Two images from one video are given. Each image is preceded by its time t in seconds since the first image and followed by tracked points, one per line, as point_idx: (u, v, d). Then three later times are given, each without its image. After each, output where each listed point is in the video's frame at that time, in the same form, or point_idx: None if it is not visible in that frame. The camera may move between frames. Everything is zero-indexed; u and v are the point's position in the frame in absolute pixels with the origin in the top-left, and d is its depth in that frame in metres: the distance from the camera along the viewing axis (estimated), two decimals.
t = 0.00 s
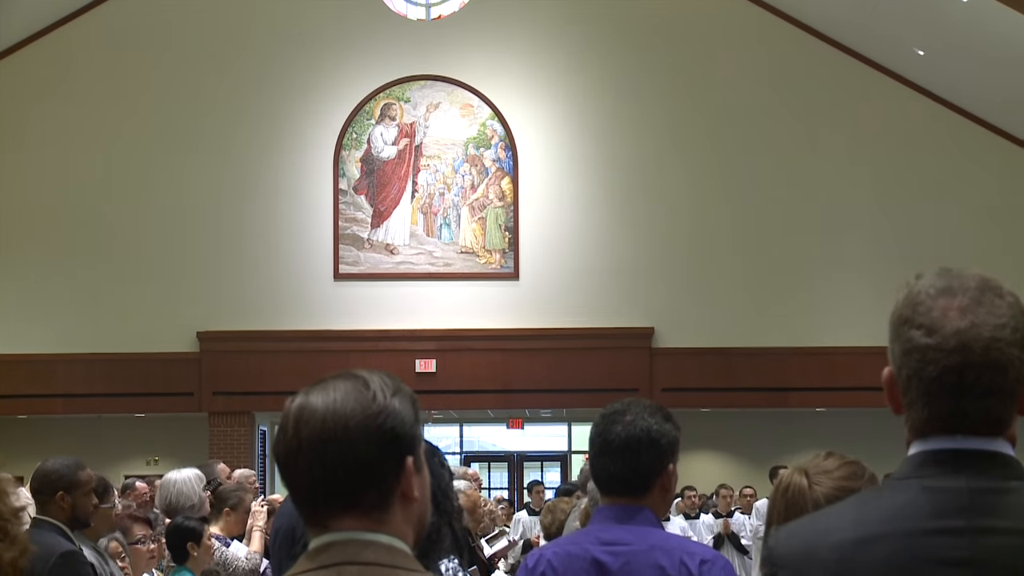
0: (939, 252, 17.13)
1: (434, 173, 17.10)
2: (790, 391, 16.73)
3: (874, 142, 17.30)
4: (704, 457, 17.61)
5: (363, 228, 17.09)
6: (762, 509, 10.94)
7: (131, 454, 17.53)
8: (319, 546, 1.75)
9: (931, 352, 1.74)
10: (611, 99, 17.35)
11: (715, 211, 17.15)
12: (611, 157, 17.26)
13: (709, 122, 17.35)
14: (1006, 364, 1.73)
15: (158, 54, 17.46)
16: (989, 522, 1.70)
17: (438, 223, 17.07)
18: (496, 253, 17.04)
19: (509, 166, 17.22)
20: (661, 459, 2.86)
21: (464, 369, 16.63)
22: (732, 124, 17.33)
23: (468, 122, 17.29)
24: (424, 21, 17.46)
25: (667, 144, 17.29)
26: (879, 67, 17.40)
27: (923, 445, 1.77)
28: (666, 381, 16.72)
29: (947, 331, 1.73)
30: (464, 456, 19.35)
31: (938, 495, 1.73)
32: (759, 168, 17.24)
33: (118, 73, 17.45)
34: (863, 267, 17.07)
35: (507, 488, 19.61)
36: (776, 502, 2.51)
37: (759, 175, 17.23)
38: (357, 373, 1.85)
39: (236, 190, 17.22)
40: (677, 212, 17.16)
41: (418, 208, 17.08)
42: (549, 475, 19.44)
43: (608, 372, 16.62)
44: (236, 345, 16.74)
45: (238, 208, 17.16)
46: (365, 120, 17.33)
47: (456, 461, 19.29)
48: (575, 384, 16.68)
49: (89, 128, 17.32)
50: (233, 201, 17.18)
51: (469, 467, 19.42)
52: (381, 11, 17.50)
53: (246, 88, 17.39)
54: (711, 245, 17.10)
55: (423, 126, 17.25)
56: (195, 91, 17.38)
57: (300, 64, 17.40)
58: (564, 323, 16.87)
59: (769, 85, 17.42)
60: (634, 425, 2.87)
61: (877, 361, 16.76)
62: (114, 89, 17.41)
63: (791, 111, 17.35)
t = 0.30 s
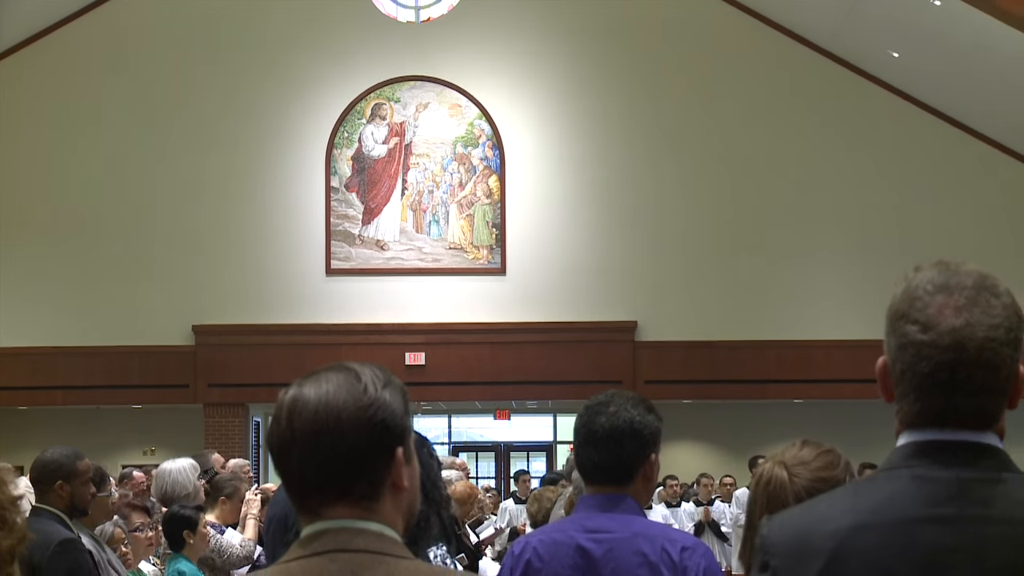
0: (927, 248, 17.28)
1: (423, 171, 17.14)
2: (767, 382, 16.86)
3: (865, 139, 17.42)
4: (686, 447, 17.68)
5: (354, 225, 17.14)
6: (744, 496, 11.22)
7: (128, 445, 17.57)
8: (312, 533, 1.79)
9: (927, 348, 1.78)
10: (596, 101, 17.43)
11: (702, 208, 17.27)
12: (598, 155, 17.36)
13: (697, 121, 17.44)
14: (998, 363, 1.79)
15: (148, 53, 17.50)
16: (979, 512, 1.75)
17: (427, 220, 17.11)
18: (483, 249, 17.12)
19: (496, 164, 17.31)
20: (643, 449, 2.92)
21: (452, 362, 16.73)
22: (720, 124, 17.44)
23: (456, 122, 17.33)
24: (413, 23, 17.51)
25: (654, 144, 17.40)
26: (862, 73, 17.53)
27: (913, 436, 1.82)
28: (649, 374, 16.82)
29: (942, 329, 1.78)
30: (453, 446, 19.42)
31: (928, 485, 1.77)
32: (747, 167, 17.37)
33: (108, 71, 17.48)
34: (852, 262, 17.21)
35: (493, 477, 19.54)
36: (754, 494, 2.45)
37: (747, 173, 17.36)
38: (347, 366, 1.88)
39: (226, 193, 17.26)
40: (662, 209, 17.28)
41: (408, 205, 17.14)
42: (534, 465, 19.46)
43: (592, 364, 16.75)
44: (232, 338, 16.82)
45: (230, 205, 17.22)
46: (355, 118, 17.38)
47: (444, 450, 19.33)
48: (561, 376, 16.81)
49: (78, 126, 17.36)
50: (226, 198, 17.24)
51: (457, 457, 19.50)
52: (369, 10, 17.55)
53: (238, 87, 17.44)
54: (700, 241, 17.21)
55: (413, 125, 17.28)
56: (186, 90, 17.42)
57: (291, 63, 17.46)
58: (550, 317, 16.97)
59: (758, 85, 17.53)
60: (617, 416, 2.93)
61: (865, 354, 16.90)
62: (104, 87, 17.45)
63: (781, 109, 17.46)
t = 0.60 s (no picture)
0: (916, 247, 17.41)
1: (412, 171, 17.26)
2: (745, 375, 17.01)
3: (854, 140, 17.56)
4: (667, 439, 17.74)
5: (345, 223, 17.22)
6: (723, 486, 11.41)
7: (125, 437, 17.60)
8: (303, 522, 1.84)
9: (894, 338, 1.84)
10: (581, 99, 17.55)
11: (688, 206, 17.39)
12: (583, 152, 17.47)
13: (683, 122, 17.55)
14: (962, 351, 1.83)
15: (141, 54, 17.55)
16: (949, 503, 1.81)
17: (415, 219, 17.23)
18: (470, 246, 17.22)
19: (482, 164, 17.41)
20: (625, 441, 2.99)
21: (440, 356, 16.84)
22: (707, 124, 17.55)
23: (444, 123, 17.43)
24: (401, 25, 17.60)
25: (639, 142, 17.51)
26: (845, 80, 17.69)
27: (885, 428, 1.89)
28: (632, 367, 16.97)
29: (911, 319, 1.83)
30: (441, 438, 19.50)
31: (900, 477, 1.84)
32: (732, 166, 17.49)
33: (101, 71, 17.54)
34: (842, 260, 17.30)
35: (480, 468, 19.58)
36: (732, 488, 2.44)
37: (736, 173, 17.47)
38: (338, 360, 1.93)
39: (220, 195, 17.31)
40: (647, 206, 17.39)
41: (397, 203, 17.24)
42: (520, 456, 19.44)
43: (576, 358, 16.86)
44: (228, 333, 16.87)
45: (224, 207, 17.29)
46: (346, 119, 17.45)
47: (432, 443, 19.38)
48: (546, 369, 16.90)
49: (69, 127, 17.41)
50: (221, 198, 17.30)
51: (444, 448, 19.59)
52: (358, 11, 17.64)
53: (232, 87, 17.50)
54: (686, 239, 17.33)
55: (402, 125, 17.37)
56: (180, 91, 17.48)
57: (285, 64, 17.54)
58: (535, 312, 17.08)
59: (745, 86, 17.66)
60: (600, 408, 3.00)
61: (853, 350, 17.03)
62: (97, 88, 17.50)
63: (770, 110, 17.58)
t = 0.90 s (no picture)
0: (901, 245, 17.63)
1: (400, 170, 17.49)
2: (724, 368, 17.18)
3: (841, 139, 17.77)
4: (648, 430, 17.85)
5: (334, 220, 17.44)
6: (699, 478, 11.73)
7: (121, 428, 17.67)
8: (293, 510, 1.90)
9: (861, 329, 1.96)
10: (565, 98, 17.76)
11: (672, 204, 17.61)
12: (566, 149, 17.70)
13: (668, 122, 17.77)
14: (926, 341, 1.95)
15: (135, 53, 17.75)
16: (912, 485, 1.90)
17: (403, 216, 17.41)
18: (456, 243, 17.44)
19: (468, 163, 17.62)
20: (604, 432, 3.07)
21: (427, 351, 17.03)
22: (692, 123, 17.76)
23: (431, 123, 17.64)
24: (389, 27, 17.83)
25: (623, 142, 17.73)
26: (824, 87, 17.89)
27: (855, 416, 2.00)
28: (613, 360, 17.18)
29: (876, 310, 1.95)
30: (427, 430, 19.55)
31: (865, 461, 1.94)
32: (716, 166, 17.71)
33: (95, 70, 17.72)
34: (829, 257, 17.50)
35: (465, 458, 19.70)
36: (706, 480, 2.46)
37: (722, 172, 17.67)
38: (327, 354, 1.99)
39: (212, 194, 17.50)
40: (631, 203, 17.59)
41: (385, 202, 17.46)
42: (504, 446, 19.59)
43: (559, 352, 17.05)
44: (222, 327, 17.06)
45: (217, 205, 17.47)
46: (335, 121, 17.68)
47: (419, 434, 19.43)
48: (530, 362, 17.11)
49: (62, 124, 17.59)
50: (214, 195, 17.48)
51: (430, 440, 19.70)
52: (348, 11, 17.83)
53: (225, 87, 17.71)
54: (670, 236, 17.55)
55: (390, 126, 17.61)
56: (174, 91, 17.68)
57: (277, 64, 17.74)
58: (518, 307, 17.30)
59: (730, 86, 17.90)
60: (581, 400, 3.07)
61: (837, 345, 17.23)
62: (90, 86, 17.69)
63: (756, 108, 17.79)
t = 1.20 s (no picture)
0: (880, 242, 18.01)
1: (387, 168, 17.71)
2: (701, 358, 17.59)
3: (822, 139, 18.12)
4: (626, 420, 18.20)
5: (322, 217, 17.64)
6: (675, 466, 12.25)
7: (114, 419, 17.92)
8: (282, 498, 1.96)
9: (834, 323, 2.03)
10: (547, 99, 18.07)
11: (654, 200, 17.95)
12: (549, 147, 18.00)
13: (649, 120, 18.09)
14: (897, 334, 2.02)
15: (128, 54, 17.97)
16: (883, 476, 1.97)
17: (390, 213, 17.65)
18: (441, 240, 17.70)
19: (453, 161, 17.88)
20: (583, 422, 3.14)
21: (415, 344, 17.32)
22: (674, 121, 18.10)
23: (417, 123, 17.88)
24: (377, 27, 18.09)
25: (607, 140, 18.05)
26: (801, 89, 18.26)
27: (829, 407, 2.07)
28: (593, 352, 17.51)
29: (849, 304, 2.02)
30: (413, 420, 19.55)
31: (837, 452, 2.00)
32: (697, 164, 18.05)
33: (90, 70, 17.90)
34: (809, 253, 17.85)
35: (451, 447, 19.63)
36: (682, 469, 2.44)
37: (703, 170, 18.04)
38: (315, 347, 2.05)
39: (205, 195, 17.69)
40: (612, 200, 17.93)
41: (372, 199, 17.66)
42: (488, 436, 19.43)
43: (540, 344, 17.40)
44: (213, 322, 17.29)
45: (208, 203, 17.66)
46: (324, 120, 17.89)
47: (405, 424, 19.43)
48: (513, 354, 17.43)
49: (54, 123, 17.79)
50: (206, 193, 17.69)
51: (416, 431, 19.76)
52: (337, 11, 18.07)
53: (217, 87, 17.93)
54: (651, 231, 17.88)
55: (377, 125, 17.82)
56: (166, 92, 17.88)
57: (267, 64, 17.96)
58: (501, 301, 17.61)
59: (712, 87, 18.22)
60: (561, 391, 3.13)
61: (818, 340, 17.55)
62: (83, 86, 17.89)
63: (737, 109, 18.16)
